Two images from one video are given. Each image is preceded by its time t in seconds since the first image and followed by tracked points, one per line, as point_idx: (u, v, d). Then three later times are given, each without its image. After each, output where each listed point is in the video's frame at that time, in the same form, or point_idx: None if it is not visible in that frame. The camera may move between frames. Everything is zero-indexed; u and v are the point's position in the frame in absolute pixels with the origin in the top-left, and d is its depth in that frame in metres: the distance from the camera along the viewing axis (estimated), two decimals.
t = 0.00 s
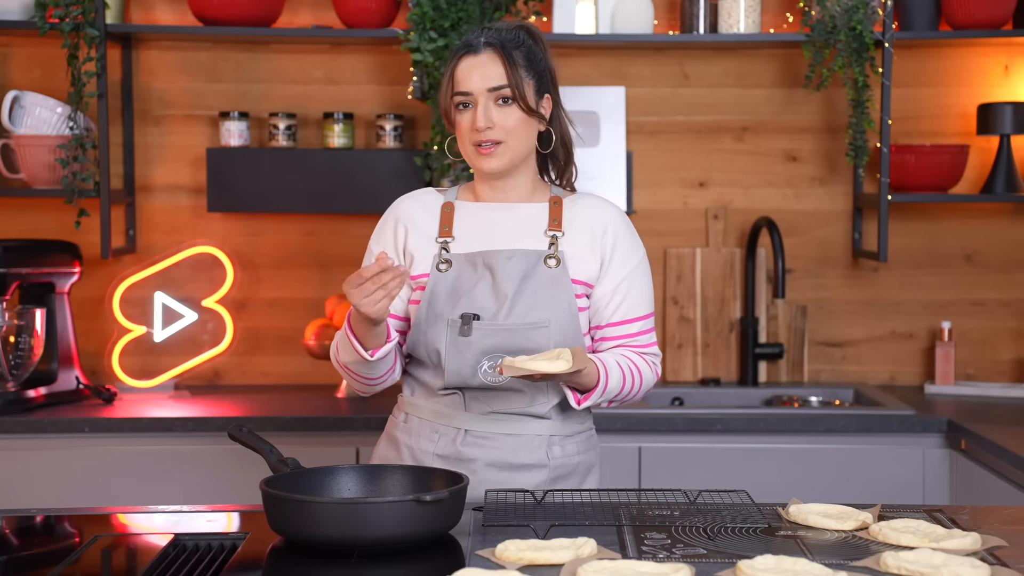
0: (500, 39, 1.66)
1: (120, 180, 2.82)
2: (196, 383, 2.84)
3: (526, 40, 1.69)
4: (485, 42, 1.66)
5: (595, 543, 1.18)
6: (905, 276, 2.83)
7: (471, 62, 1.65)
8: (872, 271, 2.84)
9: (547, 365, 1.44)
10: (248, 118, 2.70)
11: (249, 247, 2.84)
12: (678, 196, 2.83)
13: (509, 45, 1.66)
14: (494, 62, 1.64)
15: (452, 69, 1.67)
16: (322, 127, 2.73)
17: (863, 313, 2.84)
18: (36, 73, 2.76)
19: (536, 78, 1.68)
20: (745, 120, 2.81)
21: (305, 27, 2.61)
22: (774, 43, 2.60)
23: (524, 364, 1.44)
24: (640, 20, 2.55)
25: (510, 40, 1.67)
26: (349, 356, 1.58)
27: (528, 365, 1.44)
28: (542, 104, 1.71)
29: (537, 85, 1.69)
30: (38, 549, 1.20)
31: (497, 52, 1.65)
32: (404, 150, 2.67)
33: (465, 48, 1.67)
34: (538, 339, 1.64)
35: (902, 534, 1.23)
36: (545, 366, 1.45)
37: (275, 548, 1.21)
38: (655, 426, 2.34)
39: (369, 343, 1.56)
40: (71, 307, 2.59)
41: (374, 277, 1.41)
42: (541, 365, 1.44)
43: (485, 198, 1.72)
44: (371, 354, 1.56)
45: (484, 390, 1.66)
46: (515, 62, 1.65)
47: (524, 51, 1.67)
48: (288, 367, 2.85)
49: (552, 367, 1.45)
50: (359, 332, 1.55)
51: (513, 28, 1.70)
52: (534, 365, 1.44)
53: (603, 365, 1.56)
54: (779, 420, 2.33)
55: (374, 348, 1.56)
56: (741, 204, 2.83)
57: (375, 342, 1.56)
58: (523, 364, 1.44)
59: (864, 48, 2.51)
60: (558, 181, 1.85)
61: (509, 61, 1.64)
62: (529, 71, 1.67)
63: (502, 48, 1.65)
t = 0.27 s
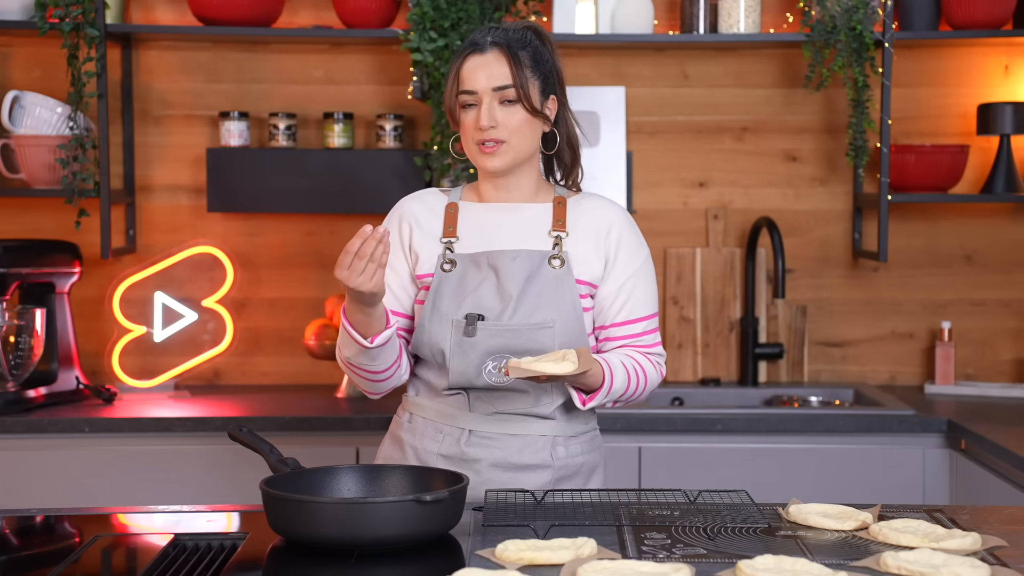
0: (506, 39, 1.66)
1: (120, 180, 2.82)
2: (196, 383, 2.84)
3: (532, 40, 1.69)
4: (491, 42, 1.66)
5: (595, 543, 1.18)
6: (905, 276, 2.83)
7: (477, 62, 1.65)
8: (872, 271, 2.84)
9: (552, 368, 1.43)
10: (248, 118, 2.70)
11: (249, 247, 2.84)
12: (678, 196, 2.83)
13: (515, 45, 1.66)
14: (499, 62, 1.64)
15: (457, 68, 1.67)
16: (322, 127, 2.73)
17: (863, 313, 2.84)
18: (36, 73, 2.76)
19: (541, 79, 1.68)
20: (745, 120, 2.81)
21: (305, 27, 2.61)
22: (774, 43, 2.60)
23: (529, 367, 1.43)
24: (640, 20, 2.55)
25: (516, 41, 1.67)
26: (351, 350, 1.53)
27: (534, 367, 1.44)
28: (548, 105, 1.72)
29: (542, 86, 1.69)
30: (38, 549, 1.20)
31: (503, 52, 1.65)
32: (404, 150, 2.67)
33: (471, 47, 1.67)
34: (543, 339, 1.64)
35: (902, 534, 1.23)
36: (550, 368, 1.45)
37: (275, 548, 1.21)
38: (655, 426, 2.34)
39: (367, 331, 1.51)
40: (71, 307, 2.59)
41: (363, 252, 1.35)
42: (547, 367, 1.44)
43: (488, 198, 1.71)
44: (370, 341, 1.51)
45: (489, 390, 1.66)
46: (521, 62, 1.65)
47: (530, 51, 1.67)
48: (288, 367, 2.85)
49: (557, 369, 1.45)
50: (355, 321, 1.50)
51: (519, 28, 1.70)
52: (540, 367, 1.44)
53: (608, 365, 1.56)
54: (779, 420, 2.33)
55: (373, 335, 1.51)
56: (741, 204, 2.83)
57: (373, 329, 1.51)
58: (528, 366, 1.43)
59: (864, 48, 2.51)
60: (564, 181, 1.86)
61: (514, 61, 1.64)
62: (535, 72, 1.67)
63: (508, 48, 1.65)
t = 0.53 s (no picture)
0: (507, 40, 1.66)
1: (120, 180, 2.82)
2: (196, 383, 2.84)
3: (533, 41, 1.69)
4: (492, 42, 1.66)
5: (595, 543, 1.18)
6: (905, 276, 2.83)
7: (477, 62, 1.64)
8: (872, 271, 2.84)
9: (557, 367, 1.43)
10: (248, 118, 2.70)
11: (249, 247, 2.84)
12: (677, 196, 2.83)
13: (516, 46, 1.66)
14: (500, 62, 1.64)
15: (458, 67, 1.67)
16: (322, 127, 2.73)
17: (863, 313, 2.84)
18: (36, 73, 2.76)
19: (541, 79, 1.69)
20: (745, 120, 2.81)
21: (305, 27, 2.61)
22: (774, 43, 2.60)
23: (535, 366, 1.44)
24: (640, 19, 2.55)
25: (517, 41, 1.67)
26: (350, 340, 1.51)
27: (540, 366, 1.44)
28: (549, 105, 1.71)
29: (543, 86, 1.69)
30: (38, 549, 1.20)
31: (503, 52, 1.65)
32: (404, 150, 2.67)
33: (471, 48, 1.67)
34: (546, 339, 1.65)
35: (902, 534, 1.23)
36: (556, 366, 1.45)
37: (275, 548, 1.21)
38: (655, 426, 2.34)
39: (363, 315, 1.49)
40: (71, 307, 2.59)
41: (379, 208, 1.37)
42: (552, 366, 1.44)
43: (489, 198, 1.71)
44: (366, 324, 1.49)
45: (492, 390, 1.66)
46: (521, 62, 1.65)
47: (531, 52, 1.67)
48: (288, 367, 2.85)
49: (562, 368, 1.45)
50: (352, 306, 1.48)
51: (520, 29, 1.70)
52: (546, 366, 1.44)
53: (610, 364, 1.56)
54: (778, 420, 2.33)
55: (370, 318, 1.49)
56: (741, 204, 2.83)
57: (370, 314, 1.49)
58: (534, 365, 1.43)
59: (864, 48, 2.51)
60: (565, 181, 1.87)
61: (515, 62, 1.64)
62: (535, 73, 1.67)
63: (509, 49, 1.65)
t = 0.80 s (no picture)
0: (524, 40, 1.67)
1: (120, 180, 2.82)
2: (196, 383, 2.84)
3: (548, 45, 1.70)
4: (508, 41, 1.66)
5: (595, 543, 1.18)
6: (905, 276, 2.83)
7: (493, 59, 1.65)
8: (872, 271, 2.84)
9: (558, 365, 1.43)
10: (248, 118, 2.70)
11: (249, 247, 2.84)
12: (678, 197, 2.83)
13: (532, 47, 1.67)
14: (516, 61, 1.65)
15: (471, 63, 1.67)
16: (322, 127, 2.73)
17: (863, 313, 2.84)
18: (36, 72, 2.76)
19: (553, 84, 1.70)
20: (745, 120, 2.81)
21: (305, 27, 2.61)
22: (774, 43, 2.60)
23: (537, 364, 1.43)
24: (640, 19, 2.55)
25: (533, 44, 1.68)
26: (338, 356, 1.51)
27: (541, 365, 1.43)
28: (556, 110, 1.72)
29: (553, 90, 1.70)
30: (38, 549, 1.20)
31: (519, 51, 1.66)
32: (404, 150, 2.67)
33: (486, 44, 1.67)
34: (543, 339, 1.64)
35: (902, 534, 1.23)
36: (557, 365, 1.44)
37: (275, 548, 1.21)
38: (655, 426, 2.34)
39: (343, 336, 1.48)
40: (71, 307, 2.59)
41: (347, 294, 1.35)
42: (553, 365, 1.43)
43: (488, 198, 1.72)
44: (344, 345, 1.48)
45: (490, 390, 1.66)
46: (537, 64, 1.65)
47: (546, 55, 1.69)
48: (288, 367, 2.85)
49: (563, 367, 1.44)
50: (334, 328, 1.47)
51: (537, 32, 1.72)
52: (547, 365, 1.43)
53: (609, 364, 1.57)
54: (779, 420, 2.33)
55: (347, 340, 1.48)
56: (741, 204, 2.83)
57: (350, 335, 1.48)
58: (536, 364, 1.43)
59: (864, 48, 2.51)
60: (562, 183, 1.85)
61: (531, 62, 1.65)
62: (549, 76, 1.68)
63: (526, 49, 1.66)
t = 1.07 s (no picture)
0: (519, 36, 1.67)
1: (120, 180, 2.82)
2: (196, 383, 2.84)
3: (545, 41, 1.70)
4: (503, 38, 1.67)
5: (595, 543, 1.18)
6: (905, 276, 2.83)
7: (488, 56, 1.65)
8: (872, 271, 2.84)
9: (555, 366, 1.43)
10: (248, 118, 2.70)
11: (249, 247, 2.84)
12: (678, 197, 2.83)
13: (527, 43, 1.67)
14: (510, 57, 1.65)
15: (467, 61, 1.68)
16: (322, 127, 2.73)
17: (862, 313, 2.84)
18: (36, 72, 2.76)
19: (550, 80, 1.69)
20: (745, 120, 2.81)
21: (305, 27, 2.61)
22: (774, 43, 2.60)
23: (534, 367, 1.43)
24: (640, 19, 2.55)
25: (529, 39, 1.68)
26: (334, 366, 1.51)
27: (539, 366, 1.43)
28: (555, 106, 1.72)
29: (551, 86, 1.69)
30: (37, 549, 1.20)
31: (514, 48, 1.66)
32: (404, 150, 2.67)
33: (482, 42, 1.68)
34: (544, 341, 1.64)
35: (902, 534, 1.23)
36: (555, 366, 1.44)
37: (275, 548, 1.21)
38: (655, 426, 2.34)
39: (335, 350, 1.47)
40: (71, 307, 2.59)
41: (367, 314, 1.39)
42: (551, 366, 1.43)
43: (487, 198, 1.71)
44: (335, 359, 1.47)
45: (491, 391, 1.66)
46: (532, 60, 1.65)
47: (542, 51, 1.68)
48: (288, 367, 2.85)
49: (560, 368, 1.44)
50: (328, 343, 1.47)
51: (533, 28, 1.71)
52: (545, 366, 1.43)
53: (609, 366, 1.57)
54: (779, 420, 2.33)
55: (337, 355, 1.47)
56: (741, 204, 2.83)
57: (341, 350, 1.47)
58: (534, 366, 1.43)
59: (864, 48, 2.51)
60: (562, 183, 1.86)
61: (526, 58, 1.65)
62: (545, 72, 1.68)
63: (520, 45, 1.66)
